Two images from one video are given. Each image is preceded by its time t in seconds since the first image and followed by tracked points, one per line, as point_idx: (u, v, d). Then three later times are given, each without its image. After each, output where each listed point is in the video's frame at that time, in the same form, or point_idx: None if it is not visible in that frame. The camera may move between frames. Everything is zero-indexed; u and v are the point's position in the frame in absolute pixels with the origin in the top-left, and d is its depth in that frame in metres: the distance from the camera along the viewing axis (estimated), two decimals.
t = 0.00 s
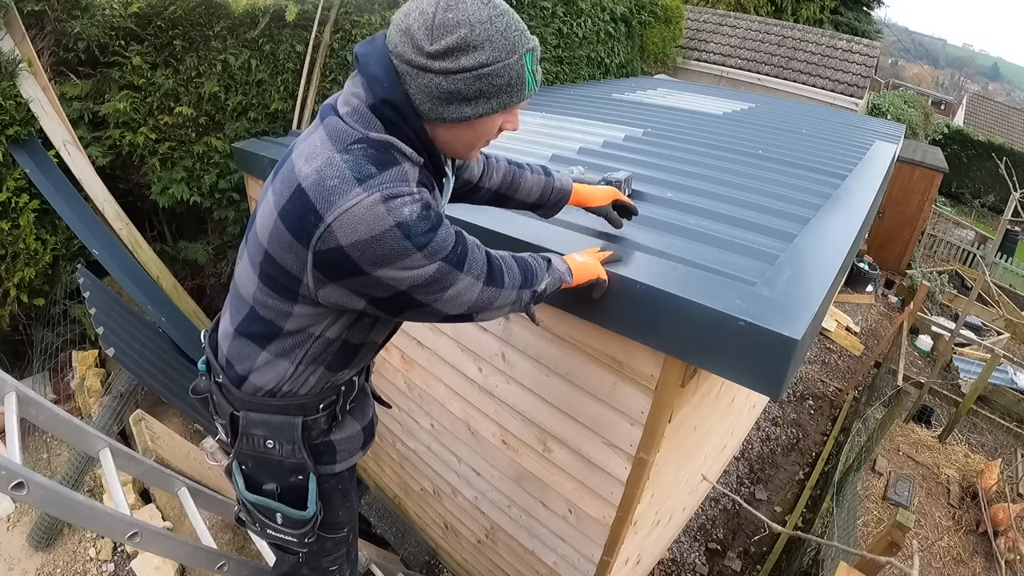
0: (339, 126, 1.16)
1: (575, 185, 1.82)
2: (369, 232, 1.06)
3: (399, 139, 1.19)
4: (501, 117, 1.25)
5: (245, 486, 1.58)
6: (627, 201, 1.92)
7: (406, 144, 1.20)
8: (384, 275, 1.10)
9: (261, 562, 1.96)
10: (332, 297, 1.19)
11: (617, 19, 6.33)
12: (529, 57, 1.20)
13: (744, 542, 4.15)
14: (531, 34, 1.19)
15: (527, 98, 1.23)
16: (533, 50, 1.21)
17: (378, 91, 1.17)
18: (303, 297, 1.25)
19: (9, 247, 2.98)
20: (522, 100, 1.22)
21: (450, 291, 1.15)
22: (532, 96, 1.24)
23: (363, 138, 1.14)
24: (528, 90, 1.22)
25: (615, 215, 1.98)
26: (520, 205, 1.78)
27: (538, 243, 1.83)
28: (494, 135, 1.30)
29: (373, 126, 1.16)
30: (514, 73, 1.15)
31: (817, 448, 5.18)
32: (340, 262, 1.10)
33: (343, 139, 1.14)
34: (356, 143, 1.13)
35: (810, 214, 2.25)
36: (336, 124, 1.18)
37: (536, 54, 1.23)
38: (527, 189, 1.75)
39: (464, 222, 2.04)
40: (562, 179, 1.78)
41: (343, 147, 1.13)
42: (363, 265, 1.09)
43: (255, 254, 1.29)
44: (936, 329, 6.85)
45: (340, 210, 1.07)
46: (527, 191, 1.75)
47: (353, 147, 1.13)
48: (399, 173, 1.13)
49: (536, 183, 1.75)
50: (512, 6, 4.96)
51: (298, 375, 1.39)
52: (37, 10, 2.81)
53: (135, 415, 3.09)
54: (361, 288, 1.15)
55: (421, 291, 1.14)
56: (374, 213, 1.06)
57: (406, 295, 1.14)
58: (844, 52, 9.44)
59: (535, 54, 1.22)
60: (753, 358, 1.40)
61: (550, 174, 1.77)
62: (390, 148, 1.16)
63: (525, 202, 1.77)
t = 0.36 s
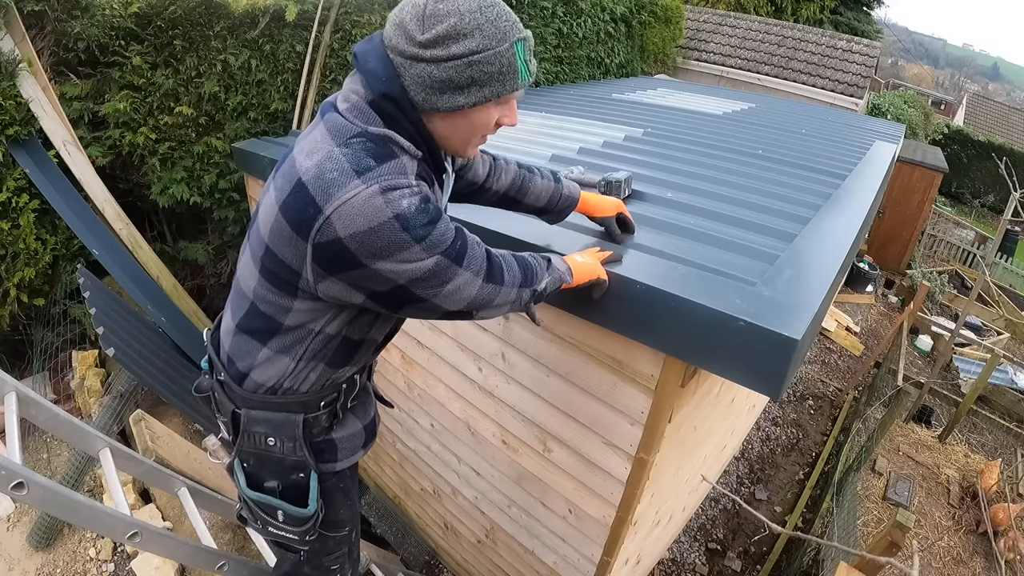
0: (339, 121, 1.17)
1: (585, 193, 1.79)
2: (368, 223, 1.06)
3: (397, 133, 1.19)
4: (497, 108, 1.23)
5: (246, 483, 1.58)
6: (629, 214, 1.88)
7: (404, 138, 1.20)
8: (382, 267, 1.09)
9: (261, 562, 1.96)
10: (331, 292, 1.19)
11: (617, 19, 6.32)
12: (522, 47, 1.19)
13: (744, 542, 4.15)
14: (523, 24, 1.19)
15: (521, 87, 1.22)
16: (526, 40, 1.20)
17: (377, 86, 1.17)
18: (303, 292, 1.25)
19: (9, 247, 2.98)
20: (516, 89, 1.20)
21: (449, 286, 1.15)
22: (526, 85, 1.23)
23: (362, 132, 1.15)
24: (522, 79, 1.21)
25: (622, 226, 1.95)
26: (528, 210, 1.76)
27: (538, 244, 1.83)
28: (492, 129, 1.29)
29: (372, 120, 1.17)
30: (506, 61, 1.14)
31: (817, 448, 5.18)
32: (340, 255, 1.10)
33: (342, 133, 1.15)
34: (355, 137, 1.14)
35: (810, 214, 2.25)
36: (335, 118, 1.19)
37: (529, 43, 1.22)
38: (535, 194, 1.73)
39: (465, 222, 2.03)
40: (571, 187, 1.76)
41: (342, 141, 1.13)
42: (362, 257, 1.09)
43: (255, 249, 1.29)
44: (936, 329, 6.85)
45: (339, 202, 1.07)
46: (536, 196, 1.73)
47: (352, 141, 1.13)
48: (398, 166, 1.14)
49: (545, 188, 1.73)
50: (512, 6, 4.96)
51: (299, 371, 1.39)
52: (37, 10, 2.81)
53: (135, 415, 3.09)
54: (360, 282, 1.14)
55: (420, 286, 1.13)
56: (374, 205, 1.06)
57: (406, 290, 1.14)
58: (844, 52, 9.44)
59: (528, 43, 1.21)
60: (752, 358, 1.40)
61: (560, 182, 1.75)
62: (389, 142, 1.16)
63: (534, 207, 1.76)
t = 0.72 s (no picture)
0: (338, 120, 1.17)
1: (540, 193, 1.78)
2: (369, 222, 1.06)
3: (395, 131, 1.20)
4: (445, 84, 1.16)
5: (246, 485, 1.58)
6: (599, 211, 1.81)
7: (402, 136, 1.20)
8: (384, 268, 1.09)
9: (261, 562, 1.96)
10: (333, 292, 1.19)
11: (617, 19, 6.33)
12: (478, 21, 1.11)
13: (744, 542, 4.15)
14: (490, 5, 1.13)
15: (466, 58, 1.12)
16: (490, 19, 1.12)
17: (374, 82, 1.18)
18: (304, 293, 1.25)
19: (9, 247, 2.98)
20: (454, 56, 1.11)
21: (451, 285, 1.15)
22: (474, 59, 1.12)
23: (361, 130, 1.15)
24: (465, 48, 1.11)
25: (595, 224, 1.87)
26: (482, 213, 1.75)
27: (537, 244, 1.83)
28: (451, 118, 1.19)
29: (371, 118, 1.17)
30: (446, 24, 1.10)
31: (817, 448, 5.18)
32: (340, 255, 1.10)
33: (341, 132, 1.15)
34: (354, 135, 1.14)
35: (810, 215, 2.25)
36: (335, 117, 1.19)
37: (500, 26, 1.14)
38: (485, 197, 1.72)
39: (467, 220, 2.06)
40: (521, 187, 1.76)
41: (342, 139, 1.14)
42: (363, 257, 1.09)
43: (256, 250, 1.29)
44: (936, 329, 6.85)
45: (339, 200, 1.07)
46: (485, 199, 1.72)
47: (352, 139, 1.13)
48: (397, 164, 1.14)
49: (493, 190, 1.72)
50: (512, 6, 4.96)
51: (300, 372, 1.39)
52: (37, 10, 2.81)
53: (135, 415, 3.10)
54: (362, 282, 1.14)
55: (421, 286, 1.13)
56: (374, 203, 1.06)
57: (407, 289, 1.14)
58: (844, 52, 9.44)
59: (494, 23, 1.13)
60: (751, 358, 1.40)
61: (508, 182, 1.74)
62: (388, 140, 1.16)
63: (486, 211, 1.75)
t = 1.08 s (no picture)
0: (340, 122, 1.17)
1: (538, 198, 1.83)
2: (370, 224, 1.05)
3: (397, 133, 1.20)
4: (451, 87, 1.16)
5: (247, 484, 1.58)
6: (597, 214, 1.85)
7: (405, 139, 1.20)
8: (385, 270, 1.10)
9: (262, 562, 1.96)
10: (334, 293, 1.19)
11: (617, 19, 6.33)
12: (482, 25, 1.11)
13: (744, 542, 4.15)
14: (494, 8, 1.13)
15: (471, 61, 1.12)
16: (494, 22, 1.12)
17: (376, 84, 1.18)
18: (305, 294, 1.25)
19: (9, 247, 2.98)
20: (460, 60, 1.11)
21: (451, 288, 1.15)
22: (478, 63, 1.12)
23: (363, 132, 1.15)
24: (470, 52, 1.11)
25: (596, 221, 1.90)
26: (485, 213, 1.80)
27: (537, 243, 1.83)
28: (455, 121, 1.19)
29: (374, 120, 1.17)
30: (450, 27, 1.10)
31: (817, 448, 5.18)
32: (341, 257, 1.10)
33: (343, 134, 1.15)
34: (356, 137, 1.14)
35: (810, 215, 2.25)
36: (337, 119, 1.19)
37: (505, 30, 1.14)
38: (487, 200, 1.76)
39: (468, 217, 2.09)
40: (520, 191, 1.79)
41: (343, 141, 1.14)
42: (364, 259, 1.09)
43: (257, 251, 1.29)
44: (936, 329, 6.85)
45: (341, 203, 1.07)
46: (484, 202, 1.75)
47: (353, 141, 1.13)
48: (399, 166, 1.14)
49: (492, 193, 1.76)
50: (512, 6, 4.96)
51: (301, 372, 1.39)
52: (37, 10, 2.81)
53: (135, 415, 3.09)
54: (363, 283, 1.14)
55: (422, 288, 1.14)
56: (376, 206, 1.06)
57: (408, 291, 1.14)
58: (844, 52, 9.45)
59: (499, 27, 1.13)
60: (752, 358, 1.41)
61: (508, 185, 1.78)
62: (390, 142, 1.16)
63: (483, 212, 1.78)
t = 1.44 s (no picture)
0: (344, 123, 1.17)
1: (554, 191, 1.80)
2: (371, 226, 1.06)
3: (401, 135, 1.19)
4: (476, 99, 1.17)
5: (246, 482, 1.58)
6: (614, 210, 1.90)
7: (409, 141, 1.20)
8: (386, 272, 1.10)
9: (261, 562, 1.96)
10: (334, 294, 1.19)
11: (617, 19, 6.33)
12: (509, 38, 1.13)
13: (744, 542, 4.15)
14: (517, 19, 1.14)
15: (500, 77, 1.13)
16: (518, 35, 1.14)
17: (384, 86, 1.17)
18: (305, 294, 1.25)
19: (9, 247, 2.98)
20: (490, 75, 1.12)
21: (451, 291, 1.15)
22: (507, 78, 1.14)
23: (367, 133, 1.15)
24: (499, 67, 1.12)
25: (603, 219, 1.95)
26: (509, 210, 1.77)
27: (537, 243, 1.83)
28: (476, 130, 1.21)
29: (379, 122, 1.17)
30: (479, 41, 1.10)
31: (817, 448, 5.18)
32: (342, 258, 1.10)
33: (346, 135, 1.14)
34: (360, 139, 1.14)
35: (810, 215, 2.25)
36: (341, 120, 1.19)
37: (527, 43, 1.17)
38: (508, 197, 1.74)
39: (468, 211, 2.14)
40: (538, 186, 1.76)
41: (346, 142, 1.13)
42: (365, 261, 1.09)
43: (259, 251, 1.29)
44: (936, 329, 6.85)
45: (343, 204, 1.07)
46: (503, 199, 1.73)
47: (357, 142, 1.13)
48: (402, 168, 1.14)
49: (511, 190, 1.73)
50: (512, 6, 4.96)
51: (301, 372, 1.39)
52: (37, 10, 2.82)
53: (135, 415, 3.09)
54: (363, 284, 1.14)
55: (422, 289, 1.14)
56: (378, 208, 1.06)
57: (408, 292, 1.14)
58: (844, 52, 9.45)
59: (523, 40, 1.15)
60: (750, 358, 1.41)
61: (525, 181, 1.75)
62: (394, 144, 1.16)
63: (503, 210, 1.77)
